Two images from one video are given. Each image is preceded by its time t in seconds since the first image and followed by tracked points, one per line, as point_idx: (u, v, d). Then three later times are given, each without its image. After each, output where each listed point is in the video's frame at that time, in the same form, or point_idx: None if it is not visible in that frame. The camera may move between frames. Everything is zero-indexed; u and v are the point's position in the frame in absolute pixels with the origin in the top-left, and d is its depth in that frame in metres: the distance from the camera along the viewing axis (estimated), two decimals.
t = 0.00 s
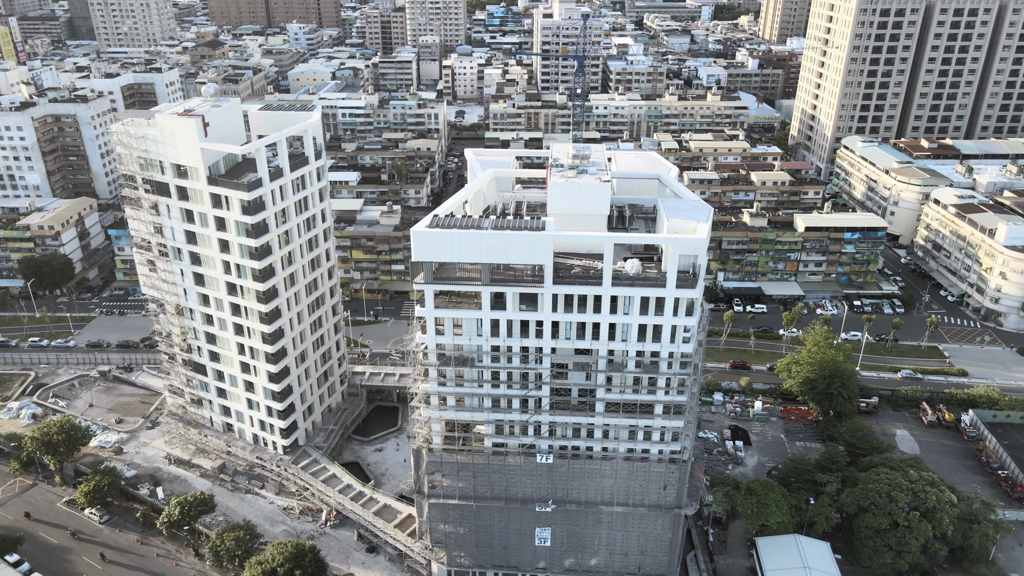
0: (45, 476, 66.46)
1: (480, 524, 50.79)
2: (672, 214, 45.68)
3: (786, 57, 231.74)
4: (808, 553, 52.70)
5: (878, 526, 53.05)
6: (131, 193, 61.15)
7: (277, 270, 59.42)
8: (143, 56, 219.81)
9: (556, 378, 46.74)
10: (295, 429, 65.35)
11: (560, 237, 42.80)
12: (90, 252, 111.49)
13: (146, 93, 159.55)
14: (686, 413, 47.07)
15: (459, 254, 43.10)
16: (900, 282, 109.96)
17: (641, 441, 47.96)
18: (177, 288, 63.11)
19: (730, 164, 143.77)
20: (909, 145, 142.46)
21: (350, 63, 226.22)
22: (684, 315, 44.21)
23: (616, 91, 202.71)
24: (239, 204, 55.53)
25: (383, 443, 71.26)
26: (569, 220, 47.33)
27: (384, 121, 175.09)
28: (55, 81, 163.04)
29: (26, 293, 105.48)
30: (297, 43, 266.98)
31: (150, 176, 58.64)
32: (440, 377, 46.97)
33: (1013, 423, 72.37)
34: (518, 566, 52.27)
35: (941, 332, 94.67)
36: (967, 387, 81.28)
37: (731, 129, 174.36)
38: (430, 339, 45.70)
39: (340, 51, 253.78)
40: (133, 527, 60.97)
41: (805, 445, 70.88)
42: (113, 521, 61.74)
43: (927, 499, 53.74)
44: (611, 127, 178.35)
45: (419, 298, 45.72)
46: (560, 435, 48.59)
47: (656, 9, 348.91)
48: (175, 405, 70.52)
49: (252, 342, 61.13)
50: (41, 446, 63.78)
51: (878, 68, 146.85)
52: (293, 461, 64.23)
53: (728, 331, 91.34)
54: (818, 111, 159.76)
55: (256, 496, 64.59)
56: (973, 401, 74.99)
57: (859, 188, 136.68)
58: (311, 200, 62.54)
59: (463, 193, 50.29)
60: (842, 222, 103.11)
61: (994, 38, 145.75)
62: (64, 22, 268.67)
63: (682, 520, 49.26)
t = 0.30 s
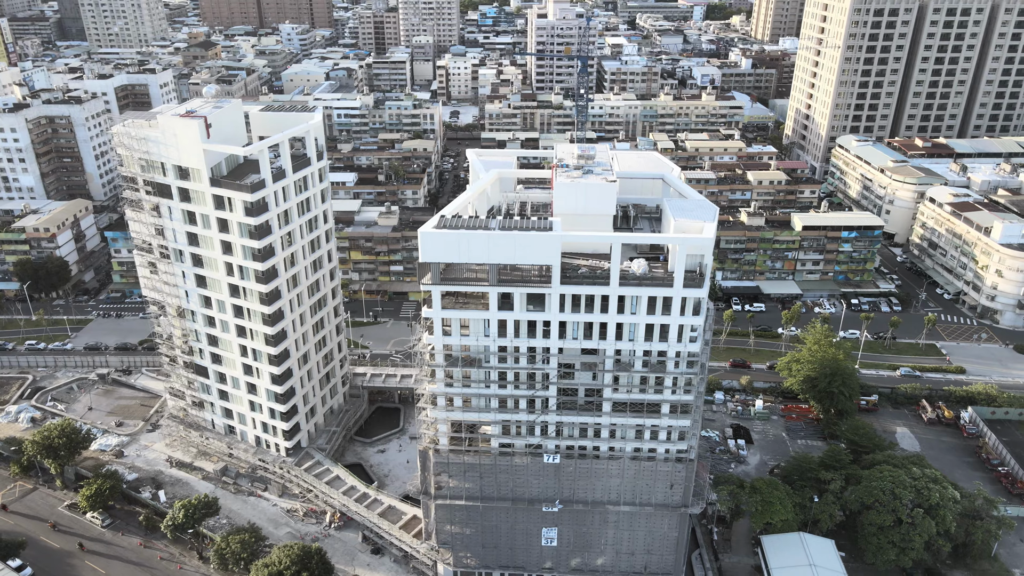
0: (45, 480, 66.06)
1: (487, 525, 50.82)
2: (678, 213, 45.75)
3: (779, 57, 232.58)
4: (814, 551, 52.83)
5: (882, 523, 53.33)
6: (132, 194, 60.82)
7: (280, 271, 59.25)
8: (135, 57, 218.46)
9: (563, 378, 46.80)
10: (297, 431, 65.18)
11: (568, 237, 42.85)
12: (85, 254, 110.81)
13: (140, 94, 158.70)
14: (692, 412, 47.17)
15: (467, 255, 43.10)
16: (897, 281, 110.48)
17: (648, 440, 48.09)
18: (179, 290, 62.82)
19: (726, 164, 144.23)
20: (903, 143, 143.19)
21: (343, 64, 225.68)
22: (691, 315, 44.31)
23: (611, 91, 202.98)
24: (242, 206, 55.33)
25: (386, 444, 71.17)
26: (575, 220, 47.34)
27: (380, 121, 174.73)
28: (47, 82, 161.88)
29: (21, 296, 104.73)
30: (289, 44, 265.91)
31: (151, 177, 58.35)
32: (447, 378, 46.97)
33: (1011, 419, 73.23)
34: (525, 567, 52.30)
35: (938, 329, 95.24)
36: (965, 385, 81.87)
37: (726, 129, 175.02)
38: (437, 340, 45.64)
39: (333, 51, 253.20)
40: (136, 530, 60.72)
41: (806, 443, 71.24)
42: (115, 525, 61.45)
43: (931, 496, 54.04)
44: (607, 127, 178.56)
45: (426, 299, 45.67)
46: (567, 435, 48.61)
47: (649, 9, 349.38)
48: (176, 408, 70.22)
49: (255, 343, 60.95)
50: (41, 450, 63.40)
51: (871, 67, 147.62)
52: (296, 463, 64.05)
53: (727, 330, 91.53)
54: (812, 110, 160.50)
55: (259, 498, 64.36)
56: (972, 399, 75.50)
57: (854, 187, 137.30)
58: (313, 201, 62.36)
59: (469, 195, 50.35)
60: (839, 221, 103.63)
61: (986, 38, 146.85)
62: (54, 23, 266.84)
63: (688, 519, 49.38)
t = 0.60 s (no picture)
0: (45, 484, 65.61)
1: (494, 525, 50.82)
2: (685, 212, 45.90)
3: (771, 56, 233.57)
4: (819, 548, 53.08)
5: (886, 520, 53.66)
6: (133, 196, 60.47)
7: (282, 273, 59.05)
8: (125, 57, 217.03)
9: (571, 378, 46.89)
10: (300, 432, 64.98)
11: (576, 237, 42.93)
12: (81, 257, 110.08)
13: (133, 95, 157.76)
14: (700, 410, 47.32)
15: (475, 255, 43.12)
16: (893, 279, 111.13)
17: (655, 439, 48.23)
18: (180, 292, 62.51)
19: (721, 163, 144.66)
20: (897, 142, 144.08)
21: (336, 64, 225.01)
22: (698, 313, 44.41)
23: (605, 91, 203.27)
24: (245, 207, 55.09)
25: (388, 445, 71.04)
26: (582, 220, 47.43)
27: (374, 122, 174.35)
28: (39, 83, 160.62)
29: (16, 299, 103.91)
30: (281, 44, 264.75)
31: (152, 179, 58.04)
32: (454, 379, 46.96)
33: (1009, 415, 73.69)
34: (532, 566, 52.33)
35: (935, 327, 95.89)
36: (963, 381, 82.42)
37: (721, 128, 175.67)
38: (444, 340, 45.56)
39: (325, 52, 252.45)
40: (139, 534, 60.50)
41: (807, 440, 71.66)
42: (118, 529, 61.18)
43: (934, 492, 54.41)
44: (602, 127, 178.85)
45: (433, 300, 45.66)
46: (574, 435, 48.67)
47: (640, 9, 350.12)
48: (177, 410, 69.89)
49: (258, 345, 60.73)
50: (42, 454, 63.03)
51: (864, 66, 148.43)
52: (299, 465, 63.85)
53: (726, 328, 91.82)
54: (806, 110, 161.30)
55: (262, 501, 64.14)
56: (970, 395, 76.14)
57: (849, 185, 138.00)
58: (314, 202, 62.17)
59: (474, 195, 50.30)
60: (836, 220, 104.21)
61: (978, 38, 147.97)
62: (42, 23, 264.69)
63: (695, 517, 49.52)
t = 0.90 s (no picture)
0: (45, 489, 65.15)
1: (501, 526, 50.83)
2: (691, 212, 46.04)
3: (763, 56, 234.53)
4: (824, 545, 53.36)
5: (889, 517, 54.01)
6: (133, 198, 60.15)
7: (285, 274, 58.85)
8: (116, 58, 215.48)
9: (578, 377, 46.96)
10: (303, 434, 64.76)
11: (584, 237, 43.00)
12: (76, 259, 109.25)
13: (125, 96, 156.63)
14: (706, 409, 47.50)
15: (482, 256, 43.14)
16: (889, 277, 111.81)
17: (662, 438, 48.37)
18: (182, 294, 62.21)
19: (716, 162, 145.14)
20: (890, 141, 144.93)
21: (329, 65, 224.34)
22: (705, 313, 44.54)
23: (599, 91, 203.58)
24: (248, 209, 54.90)
25: (391, 446, 70.89)
26: (588, 220, 47.48)
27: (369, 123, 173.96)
28: (30, 84, 159.30)
29: (11, 302, 103.08)
30: (273, 45, 263.55)
31: (154, 181, 57.79)
32: (461, 379, 46.93)
33: (1006, 412, 74.46)
34: (538, 566, 52.34)
35: (932, 324, 96.52)
36: (960, 378, 83.07)
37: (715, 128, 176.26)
38: (452, 341, 45.52)
39: (318, 52, 251.71)
40: (142, 538, 60.19)
41: (808, 438, 72.00)
42: (120, 532, 60.85)
43: (937, 488, 54.77)
44: (597, 127, 179.19)
45: (441, 301, 45.64)
46: (581, 434, 48.72)
47: (631, 9, 350.73)
48: (178, 413, 69.53)
49: (261, 347, 60.52)
50: (43, 458, 62.61)
51: (858, 65, 149.25)
52: (302, 467, 63.64)
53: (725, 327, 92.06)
54: (800, 109, 162.11)
55: (266, 503, 63.89)
56: (968, 392, 76.77)
57: (843, 184, 138.67)
58: (317, 203, 61.97)
59: (479, 195, 50.33)
60: (832, 219, 104.81)
61: (970, 37, 149.00)
62: (30, 25, 262.64)
63: (701, 516, 49.66)
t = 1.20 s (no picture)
0: (45, 493, 64.70)
1: (507, 526, 50.85)
2: (696, 212, 46.22)
3: (755, 56, 235.52)
4: (829, 542, 53.64)
5: (893, 513, 54.39)
6: (134, 200, 59.78)
7: (288, 276, 58.65)
8: (106, 59, 213.91)
9: (585, 377, 47.09)
10: (306, 436, 64.52)
11: (591, 237, 43.09)
12: (71, 262, 108.47)
13: (118, 98, 155.54)
14: (712, 408, 47.71)
15: (490, 257, 43.16)
16: (884, 275, 112.57)
17: (668, 437, 48.54)
18: (183, 297, 61.87)
19: (711, 161, 145.61)
20: (883, 140, 145.82)
21: (322, 65, 223.62)
22: (712, 311, 44.71)
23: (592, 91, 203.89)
24: (251, 210, 54.71)
25: (393, 448, 70.76)
26: (595, 219, 47.54)
27: (364, 124, 173.69)
28: (21, 86, 157.83)
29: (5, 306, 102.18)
30: (264, 45, 262.25)
31: (155, 183, 57.49)
32: (468, 380, 46.93)
33: (1004, 408, 75.12)
34: (545, 566, 52.36)
35: (928, 322, 97.23)
36: (957, 375, 83.74)
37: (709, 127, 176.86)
38: (459, 341, 45.47)
39: (309, 53, 250.78)
40: (145, 542, 59.89)
41: (809, 436, 72.38)
42: (122, 537, 60.53)
43: (940, 484, 55.17)
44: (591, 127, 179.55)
45: (448, 302, 45.61)
46: (588, 434, 48.82)
47: (622, 9, 351.45)
48: (178, 416, 69.12)
49: (263, 349, 60.29)
50: (43, 463, 62.18)
51: (850, 65, 150.16)
52: (305, 469, 63.43)
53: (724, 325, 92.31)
54: (793, 108, 162.99)
55: (269, 506, 63.61)
56: (966, 389, 77.41)
57: (837, 183, 139.43)
58: (319, 204, 61.78)
59: (485, 196, 50.35)
60: (828, 217, 105.42)
61: (961, 36, 150.14)
62: (18, 26, 260.33)
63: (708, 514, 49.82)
